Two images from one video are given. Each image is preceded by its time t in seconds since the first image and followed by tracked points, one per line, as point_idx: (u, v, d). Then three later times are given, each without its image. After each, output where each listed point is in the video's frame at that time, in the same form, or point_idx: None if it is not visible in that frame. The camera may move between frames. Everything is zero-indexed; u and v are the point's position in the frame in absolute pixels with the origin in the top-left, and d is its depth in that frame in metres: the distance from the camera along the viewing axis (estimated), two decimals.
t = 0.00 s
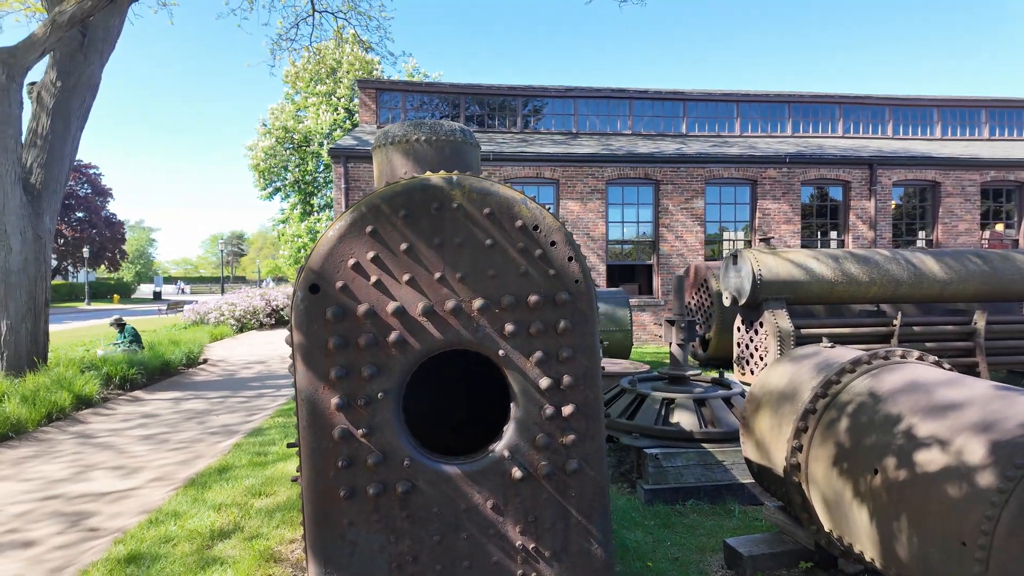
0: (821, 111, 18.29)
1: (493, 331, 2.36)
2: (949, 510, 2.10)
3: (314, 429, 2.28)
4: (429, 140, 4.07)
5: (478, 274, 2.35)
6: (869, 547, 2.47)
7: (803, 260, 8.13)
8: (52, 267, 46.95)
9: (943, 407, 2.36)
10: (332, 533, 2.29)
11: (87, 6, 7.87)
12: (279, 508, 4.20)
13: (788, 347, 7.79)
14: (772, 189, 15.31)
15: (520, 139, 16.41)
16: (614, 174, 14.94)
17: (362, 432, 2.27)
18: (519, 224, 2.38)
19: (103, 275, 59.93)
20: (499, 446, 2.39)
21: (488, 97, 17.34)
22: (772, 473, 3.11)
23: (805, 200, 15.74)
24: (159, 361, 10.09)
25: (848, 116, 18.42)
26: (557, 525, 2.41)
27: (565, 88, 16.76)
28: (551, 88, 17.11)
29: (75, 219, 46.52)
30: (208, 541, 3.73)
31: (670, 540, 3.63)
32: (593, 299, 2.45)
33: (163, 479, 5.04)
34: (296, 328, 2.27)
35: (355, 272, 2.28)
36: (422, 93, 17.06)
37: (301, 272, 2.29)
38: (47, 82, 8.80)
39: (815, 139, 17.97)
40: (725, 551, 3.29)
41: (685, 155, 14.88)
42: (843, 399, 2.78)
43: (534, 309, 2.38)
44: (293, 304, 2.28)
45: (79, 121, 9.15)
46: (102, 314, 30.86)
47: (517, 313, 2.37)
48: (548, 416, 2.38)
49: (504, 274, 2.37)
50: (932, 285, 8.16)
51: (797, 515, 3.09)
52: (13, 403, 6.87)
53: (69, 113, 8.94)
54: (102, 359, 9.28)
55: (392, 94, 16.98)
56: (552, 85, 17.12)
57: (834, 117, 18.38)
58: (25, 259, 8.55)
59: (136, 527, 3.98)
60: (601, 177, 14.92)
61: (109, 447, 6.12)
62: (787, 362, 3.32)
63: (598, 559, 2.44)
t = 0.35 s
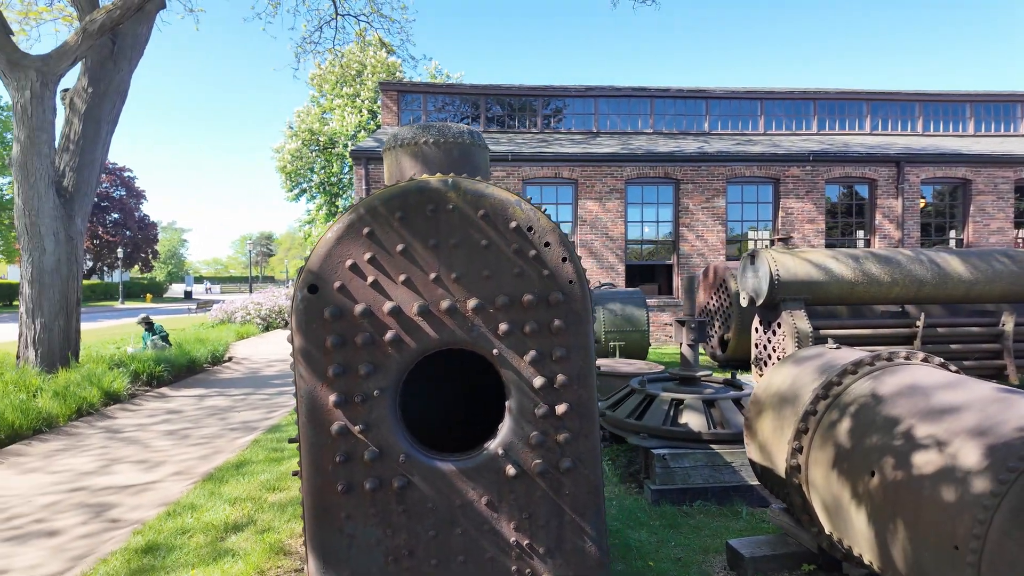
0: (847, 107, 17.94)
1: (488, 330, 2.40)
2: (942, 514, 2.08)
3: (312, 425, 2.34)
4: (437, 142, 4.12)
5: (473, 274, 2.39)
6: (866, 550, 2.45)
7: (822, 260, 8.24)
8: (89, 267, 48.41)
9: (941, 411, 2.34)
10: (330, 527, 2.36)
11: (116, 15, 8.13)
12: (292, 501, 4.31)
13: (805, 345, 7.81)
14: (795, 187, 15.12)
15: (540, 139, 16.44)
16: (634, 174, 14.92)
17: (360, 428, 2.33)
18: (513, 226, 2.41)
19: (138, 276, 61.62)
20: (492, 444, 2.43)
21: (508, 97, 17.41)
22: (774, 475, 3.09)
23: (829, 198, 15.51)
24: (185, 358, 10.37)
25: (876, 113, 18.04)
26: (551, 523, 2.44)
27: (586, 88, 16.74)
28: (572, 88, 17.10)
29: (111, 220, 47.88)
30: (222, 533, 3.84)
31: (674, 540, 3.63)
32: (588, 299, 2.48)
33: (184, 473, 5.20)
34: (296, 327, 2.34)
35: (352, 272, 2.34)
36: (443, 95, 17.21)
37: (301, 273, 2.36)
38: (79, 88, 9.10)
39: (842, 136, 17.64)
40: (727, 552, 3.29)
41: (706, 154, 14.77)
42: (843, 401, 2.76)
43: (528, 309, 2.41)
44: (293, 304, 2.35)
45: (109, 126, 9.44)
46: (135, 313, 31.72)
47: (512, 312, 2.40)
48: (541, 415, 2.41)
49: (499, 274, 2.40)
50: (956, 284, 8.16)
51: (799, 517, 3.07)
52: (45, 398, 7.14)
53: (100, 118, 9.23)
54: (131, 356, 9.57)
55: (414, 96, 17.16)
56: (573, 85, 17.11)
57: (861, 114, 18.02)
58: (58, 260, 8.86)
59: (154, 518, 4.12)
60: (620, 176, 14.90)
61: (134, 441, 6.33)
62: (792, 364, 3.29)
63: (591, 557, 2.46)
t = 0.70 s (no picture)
0: (867, 104, 17.63)
1: (478, 331, 2.37)
2: (942, 522, 2.02)
3: (302, 425, 2.34)
4: (439, 142, 4.09)
5: (463, 274, 2.37)
6: (865, 557, 2.38)
7: (835, 260, 8.29)
8: (113, 266, 49.34)
9: (943, 415, 2.27)
10: (320, 526, 2.36)
11: (131, 18, 8.24)
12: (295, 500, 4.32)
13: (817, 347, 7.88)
14: (812, 185, 14.94)
15: (553, 138, 16.39)
16: (646, 172, 14.84)
17: (349, 428, 2.32)
18: (504, 225, 2.38)
19: (160, 275, 62.63)
20: (483, 446, 2.41)
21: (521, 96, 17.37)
22: (776, 479, 3.03)
23: (848, 197, 15.29)
24: (200, 357, 10.51)
25: (896, 110, 17.70)
26: (542, 525, 2.41)
27: (599, 87, 16.65)
28: (586, 87, 17.02)
29: (133, 221, 48.72)
30: (224, 531, 3.87)
31: (676, 543, 3.59)
32: (580, 299, 2.44)
33: (192, 471, 5.26)
34: (286, 327, 2.34)
35: (342, 272, 2.33)
36: (456, 94, 17.23)
37: (291, 273, 2.36)
38: (97, 91, 9.25)
39: (861, 133, 17.35)
40: (728, 556, 3.24)
41: (721, 152, 14.64)
42: (844, 404, 2.70)
43: (519, 309, 2.38)
44: (283, 304, 2.35)
45: (126, 128, 9.59)
46: (157, 312, 32.28)
47: (503, 312, 2.38)
48: (533, 416, 2.38)
49: (489, 274, 2.37)
50: (975, 283, 8.14)
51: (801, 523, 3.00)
52: (61, 395, 7.27)
53: (117, 120, 9.37)
54: (147, 355, 9.72)
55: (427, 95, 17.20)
56: (586, 84, 17.03)
57: (881, 110, 17.69)
58: (76, 260, 9.02)
59: (159, 516, 4.17)
60: (634, 175, 14.84)
61: (146, 438, 6.42)
62: (795, 366, 3.23)
63: (584, 560, 2.43)
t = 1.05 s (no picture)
0: (883, 100, 17.29)
1: (463, 329, 2.27)
2: (951, 533, 1.89)
3: (279, 426, 2.26)
4: (435, 136, 3.98)
5: (447, 270, 2.27)
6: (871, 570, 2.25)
7: (849, 258, 8.12)
8: (130, 266, 49.94)
9: (954, 419, 2.14)
10: (298, 531, 2.27)
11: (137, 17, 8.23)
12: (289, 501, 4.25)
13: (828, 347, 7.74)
14: (826, 183, 14.71)
15: (562, 136, 16.27)
16: (656, 170, 14.67)
17: (327, 430, 2.23)
18: (489, 218, 2.28)
19: (176, 275, 63.26)
20: (467, 449, 2.31)
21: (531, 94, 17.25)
22: (779, 484, 2.90)
23: (863, 194, 15.02)
24: (207, 355, 10.53)
25: (914, 105, 17.34)
26: (529, 532, 2.30)
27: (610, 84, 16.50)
28: (596, 84, 16.88)
29: (149, 220, 49.25)
30: (216, 532, 3.81)
31: (676, 550, 3.46)
32: (570, 296, 2.33)
33: (190, 470, 5.22)
34: (262, 325, 2.26)
35: (320, 267, 2.25)
36: (466, 93, 17.16)
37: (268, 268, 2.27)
38: (105, 90, 9.28)
39: (877, 130, 17.02)
40: (729, 564, 3.11)
41: (732, 148, 14.45)
42: (849, 407, 2.56)
43: (505, 306, 2.28)
44: (260, 300, 2.27)
45: (134, 127, 9.61)
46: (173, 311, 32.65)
47: (488, 310, 2.27)
48: (520, 418, 2.27)
49: (473, 270, 2.27)
50: (993, 283, 7.99)
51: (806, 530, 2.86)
52: (66, 393, 7.28)
53: (125, 119, 9.40)
54: (154, 353, 9.75)
55: (436, 94, 17.15)
56: (597, 81, 16.88)
57: (899, 106, 17.34)
58: (84, 259, 9.06)
59: (153, 516, 4.12)
60: (644, 172, 14.68)
61: (148, 436, 6.40)
62: (800, 367, 3.10)
63: (573, 569, 2.32)
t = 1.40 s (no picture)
0: (907, 96, 16.90)
1: (461, 334, 2.19)
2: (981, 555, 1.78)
3: (272, 432, 2.20)
4: (441, 135, 3.90)
5: (444, 272, 2.19)
6: None
7: (870, 258, 7.99)
8: (153, 266, 50.75)
9: (983, 432, 2.02)
10: (292, 541, 2.21)
11: (153, 19, 8.31)
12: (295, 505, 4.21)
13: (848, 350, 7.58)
14: (847, 181, 14.42)
15: (578, 135, 16.15)
16: (673, 169, 14.49)
17: (321, 438, 2.17)
18: (488, 219, 2.20)
19: (197, 275, 64.13)
20: (465, 459, 2.23)
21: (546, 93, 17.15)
22: (795, 495, 2.78)
23: (887, 193, 14.70)
24: (222, 356, 10.60)
25: (939, 102, 16.93)
26: (530, 545, 2.21)
27: (626, 82, 16.34)
28: (612, 83, 16.72)
29: (172, 222, 49.97)
30: (221, 536, 3.78)
31: (688, 561, 3.35)
32: (572, 299, 2.24)
33: (200, 471, 5.21)
34: (256, 329, 2.20)
35: (314, 270, 2.18)
36: (481, 93, 17.11)
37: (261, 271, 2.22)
38: (122, 92, 9.38)
39: (901, 127, 16.64)
40: None
41: (751, 147, 14.22)
42: (869, 417, 2.44)
43: (504, 311, 2.19)
44: (254, 305, 2.22)
45: (151, 129, 9.70)
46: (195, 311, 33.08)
47: (486, 314, 2.19)
48: (520, 427, 2.18)
49: (471, 273, 2.19)
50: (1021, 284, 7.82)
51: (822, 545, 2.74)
52: (83, 393, 7.36)
53: (142, 121, 9.49)
54: (170, 354, 9.84)
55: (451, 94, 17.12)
56: (613, 80, 16.73)
57: (923, 103, 16.94)
58: (102, 259, 9.16)
59: (159, 518, 4.10)
60: (660, 172, 14.50)
61: (161, 437, 6.42)
62: (817, 373, 2.97)
63: None
